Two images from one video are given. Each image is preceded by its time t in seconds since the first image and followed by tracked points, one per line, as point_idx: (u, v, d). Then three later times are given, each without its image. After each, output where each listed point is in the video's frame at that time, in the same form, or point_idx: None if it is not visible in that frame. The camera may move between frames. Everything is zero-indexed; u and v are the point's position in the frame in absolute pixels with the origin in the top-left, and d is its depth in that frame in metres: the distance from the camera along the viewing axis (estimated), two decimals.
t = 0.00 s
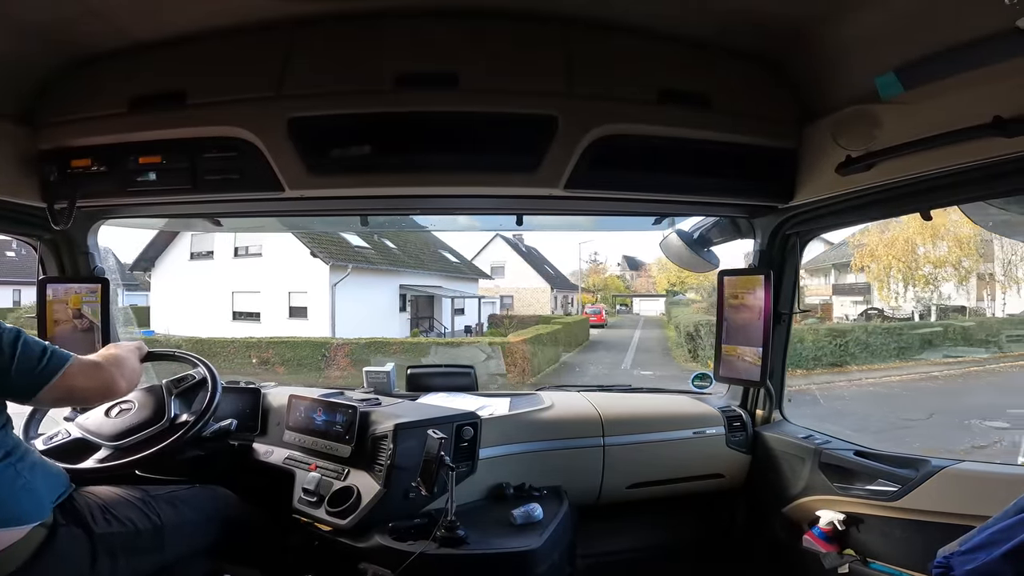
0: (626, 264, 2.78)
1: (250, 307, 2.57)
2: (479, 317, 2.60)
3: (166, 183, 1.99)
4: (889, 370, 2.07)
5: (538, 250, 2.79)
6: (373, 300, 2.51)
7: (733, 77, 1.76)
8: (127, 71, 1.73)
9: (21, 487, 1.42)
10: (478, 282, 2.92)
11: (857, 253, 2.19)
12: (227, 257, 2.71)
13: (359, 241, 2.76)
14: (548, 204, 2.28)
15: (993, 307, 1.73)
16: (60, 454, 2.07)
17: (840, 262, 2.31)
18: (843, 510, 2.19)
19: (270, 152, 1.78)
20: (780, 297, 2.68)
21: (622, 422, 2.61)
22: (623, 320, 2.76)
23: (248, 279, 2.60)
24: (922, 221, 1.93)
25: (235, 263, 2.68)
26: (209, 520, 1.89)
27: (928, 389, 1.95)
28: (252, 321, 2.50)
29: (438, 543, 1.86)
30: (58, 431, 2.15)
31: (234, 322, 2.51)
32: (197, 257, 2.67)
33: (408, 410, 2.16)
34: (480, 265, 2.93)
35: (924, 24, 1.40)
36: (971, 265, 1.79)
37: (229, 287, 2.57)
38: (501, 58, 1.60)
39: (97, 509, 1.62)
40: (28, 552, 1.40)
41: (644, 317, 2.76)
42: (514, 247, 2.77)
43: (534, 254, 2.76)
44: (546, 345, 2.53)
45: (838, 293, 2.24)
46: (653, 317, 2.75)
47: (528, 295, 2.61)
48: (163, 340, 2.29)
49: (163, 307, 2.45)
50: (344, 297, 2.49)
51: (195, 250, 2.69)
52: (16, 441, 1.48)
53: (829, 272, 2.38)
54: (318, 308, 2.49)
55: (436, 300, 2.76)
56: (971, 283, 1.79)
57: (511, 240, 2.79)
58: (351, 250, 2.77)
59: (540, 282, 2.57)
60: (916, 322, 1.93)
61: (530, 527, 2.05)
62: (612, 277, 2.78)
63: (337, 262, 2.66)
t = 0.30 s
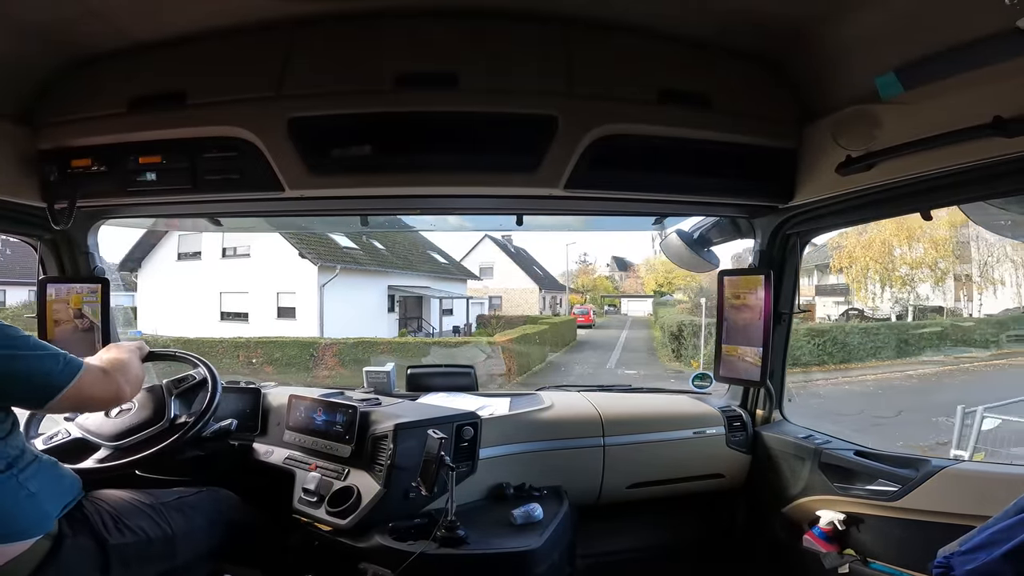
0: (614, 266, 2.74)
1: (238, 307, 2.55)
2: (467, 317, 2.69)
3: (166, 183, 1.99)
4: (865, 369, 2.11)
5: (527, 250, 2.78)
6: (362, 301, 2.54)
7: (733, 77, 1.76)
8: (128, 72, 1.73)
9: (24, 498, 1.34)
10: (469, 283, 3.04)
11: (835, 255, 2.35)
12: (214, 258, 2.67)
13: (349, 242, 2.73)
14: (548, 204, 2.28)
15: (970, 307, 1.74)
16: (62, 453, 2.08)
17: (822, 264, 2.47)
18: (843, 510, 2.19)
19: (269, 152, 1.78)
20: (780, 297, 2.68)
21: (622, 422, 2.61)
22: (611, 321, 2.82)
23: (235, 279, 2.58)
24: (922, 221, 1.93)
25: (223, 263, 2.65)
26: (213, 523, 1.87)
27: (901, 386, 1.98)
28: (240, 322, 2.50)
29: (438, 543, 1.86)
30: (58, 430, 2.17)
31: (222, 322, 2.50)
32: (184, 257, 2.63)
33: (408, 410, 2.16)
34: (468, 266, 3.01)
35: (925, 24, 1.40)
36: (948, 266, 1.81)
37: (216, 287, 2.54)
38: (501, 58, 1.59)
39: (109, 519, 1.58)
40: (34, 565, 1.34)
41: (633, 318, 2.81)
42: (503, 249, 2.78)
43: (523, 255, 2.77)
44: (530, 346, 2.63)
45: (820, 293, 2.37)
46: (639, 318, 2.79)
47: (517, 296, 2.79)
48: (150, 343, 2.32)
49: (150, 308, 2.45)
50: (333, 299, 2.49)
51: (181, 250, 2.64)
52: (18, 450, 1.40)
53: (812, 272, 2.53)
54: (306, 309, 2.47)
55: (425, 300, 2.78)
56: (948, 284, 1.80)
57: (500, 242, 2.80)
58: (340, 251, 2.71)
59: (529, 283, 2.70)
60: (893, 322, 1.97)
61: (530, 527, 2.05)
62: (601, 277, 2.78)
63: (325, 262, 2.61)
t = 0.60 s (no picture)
0: (604, 267, 2.64)
1: (227, 307, 2.43)
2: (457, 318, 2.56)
3: (166, 183, 1.99)
4: (843, 369, 2.21)
5: (516, 252, 2.76)
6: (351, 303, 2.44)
7: (733, 77, 1.76)
8: (128, 71, 1.73)
9: (24, 507, 1.32)
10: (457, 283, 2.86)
11: (813, 258, 2.55)
12: (203, 258, 2.62)
13: (337, 242, 2.67)
14: (548, 204, 2.28)
15: (948, 309, 1.82)
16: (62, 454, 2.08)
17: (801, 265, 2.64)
18: (843, 510, 2.19)
19: (269, 152, 1.78)
20: (780, 297, 2.67)
21: (622, 422, 2.61)
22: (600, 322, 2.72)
23: (224, 279, 2.49)
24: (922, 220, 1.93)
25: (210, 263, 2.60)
26: (214, 525, 1.86)
27: (876, 383, 2.08)
28: (229, 323, 2.40)
29: (438, 543, 1.86)
30: (58, 431, 2.17)
31: (211, 323, 2.40)
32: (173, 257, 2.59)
33: (408, 411, 2.16)
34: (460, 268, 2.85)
35: (925, 24, 1.40)
36: (924, 268, 1.90)
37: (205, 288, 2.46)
38: (501, 57, 1.59)
39: (109, 523, 1.57)
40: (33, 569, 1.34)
41: (620, 317, 2.70)
42: (492, 249, 2.71)
43: (513, 257, 2.74)
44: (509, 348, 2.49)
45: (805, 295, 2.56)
46: (628, 318, 2.68)
47: (506, 296, 2.65)
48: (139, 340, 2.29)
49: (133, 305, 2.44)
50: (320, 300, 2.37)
51: (169, 250, 2.60)
52: (19, 455, 1.37)
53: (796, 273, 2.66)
54: (295, 309, 2.34)
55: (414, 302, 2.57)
56: (926, 285, 1.88)
57: (489, 241, 2.72)
58: (330, 252, 2.63)
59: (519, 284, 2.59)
60: (870, 323, 2.04)
61: (530, 527, 2.05)
62: (591, 278, 2.70)
63: (315, 264, 2.50)
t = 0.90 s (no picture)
0: (595, 267, 2.55)
1: (215, 308, 2.36)
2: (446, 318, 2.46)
3: (165, 183, 1.99)
4: (824, 368, 2.36)
5: (507, 253, 2.64)
6: (341, 304, 2.44)
7: (733, 77, 1.77)
8: (128, 71, 1.73)
9: (23, 507, 1.33)
10: (447, 284, 2.53)
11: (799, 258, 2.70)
12: (191, 259, 2.57)
13: (325, 244, 2.65)
14: (547, 204, 2.28)
15: (928, 309, 1.88)
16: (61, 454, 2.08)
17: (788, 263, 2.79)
18: (842, 510, 2.19)
19: (269, 152, 1.78)
20: (780, 297, 2.67)
21: (622, 423, 2.61)
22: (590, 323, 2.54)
23: (213, 280, 2.44)
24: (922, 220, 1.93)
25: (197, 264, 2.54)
26: (214, 525, 1.86)
27: (850, 386, 2.21)
28: (218, 323, 2.36)
29: (438, 543, 1.86)
30: (65, 438, 2.12)
31: (199, 324, 2.35)
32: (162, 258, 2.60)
33: (408, 410, 2.16)
34: (449, 268, 2.64)
35: (925, 24, 1.40)
36: (903, 269, 1.97)
37: (194, 288, 2.39)
38: (501, 57, 1.59)
39: (109, 523, 1.57)
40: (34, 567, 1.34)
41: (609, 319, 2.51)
42: (482, 250, 2.61)
43: (504, 258, 2.60)
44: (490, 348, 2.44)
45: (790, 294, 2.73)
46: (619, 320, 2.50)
47: (496, 299, 2.40)
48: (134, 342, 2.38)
49: (129, 307, 2.54)
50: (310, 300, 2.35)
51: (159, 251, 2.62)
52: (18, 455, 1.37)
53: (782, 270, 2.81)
54: (284, 309, 2.33)
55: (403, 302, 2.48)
56: (906, 287, 1.94)
57: (480, 244, 2.64)
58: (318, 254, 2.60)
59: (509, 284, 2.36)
60: (850, 324, 2.14)
61: (530, 527, 2.05)
62: (581, 279, 2.55)
63: (304, 265, 2.48)
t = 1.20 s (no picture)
0: (585, 267, 2.56)
1: (203, 308, 2.35)
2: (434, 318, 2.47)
3: (165, 183, 1.99)
4: (818, 364, 2.43)
5: (495, 253, 2.67)
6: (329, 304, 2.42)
7: (733, 78, 1.77)
8: (129, 71, 1.73)
9: (22, 508, 1.33)
10: (435, 284, 2.54)
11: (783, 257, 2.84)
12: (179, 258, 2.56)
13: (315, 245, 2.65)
14: (547, 204, 2.28)
15: (908, 309, 1.93)
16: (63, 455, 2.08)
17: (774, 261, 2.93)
18: (842, 510, 2.19)
19: (269, 152, 1.78)
20: (780, 297, 2.66)
21: (622, 422, 2.61)
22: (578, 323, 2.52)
23: (201, 279, 2.42)
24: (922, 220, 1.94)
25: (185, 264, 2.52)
26: (214, 525, 1.86)
27: (828, 382, 2.36)
28: (205, 323, 2.33)
29: (438, 543, 1.86)
30: (69, 439, 2.12)
31: (188, 323, 2.35)
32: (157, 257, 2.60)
33: (408, 411, 2.16)
34: (437, 268, 2.63)
35: (925, 24, 1.40)
36: (882, 270, 2.01)
37: (182, 288, 2.38)
38: (502, 57, 1.59)
39: (110, 523, 1.57)
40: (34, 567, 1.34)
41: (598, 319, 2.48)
42: (471, 250, 2.62)
43: (493, 258, 2.62)
44: (487, 347, 2.46)
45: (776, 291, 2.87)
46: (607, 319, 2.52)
47: (485, 297, 2.43)
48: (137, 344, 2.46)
49: (127, 308, 2.53)
50: (300, 301, 2.34)
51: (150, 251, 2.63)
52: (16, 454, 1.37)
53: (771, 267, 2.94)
54: (274, 309, 2.32)
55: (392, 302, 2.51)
56: (885, 287, 1.98)
57: (471, 245, 2.66)
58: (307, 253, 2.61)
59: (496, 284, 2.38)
60: (832, 323, 2.29)
61: (530, 527, 2.05)
62: (570, 279, 2.54)
63: (293, 265, 2.47)
